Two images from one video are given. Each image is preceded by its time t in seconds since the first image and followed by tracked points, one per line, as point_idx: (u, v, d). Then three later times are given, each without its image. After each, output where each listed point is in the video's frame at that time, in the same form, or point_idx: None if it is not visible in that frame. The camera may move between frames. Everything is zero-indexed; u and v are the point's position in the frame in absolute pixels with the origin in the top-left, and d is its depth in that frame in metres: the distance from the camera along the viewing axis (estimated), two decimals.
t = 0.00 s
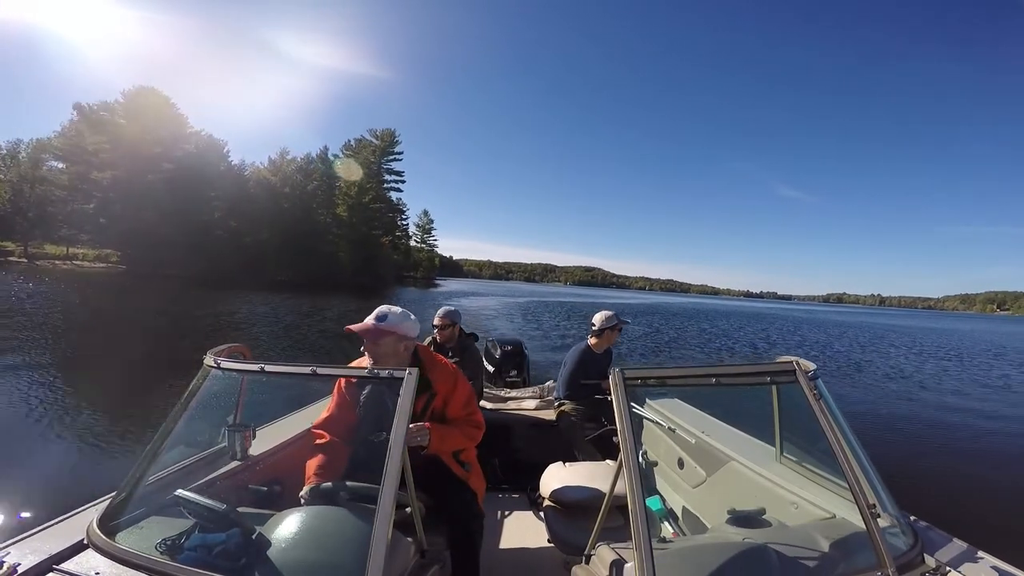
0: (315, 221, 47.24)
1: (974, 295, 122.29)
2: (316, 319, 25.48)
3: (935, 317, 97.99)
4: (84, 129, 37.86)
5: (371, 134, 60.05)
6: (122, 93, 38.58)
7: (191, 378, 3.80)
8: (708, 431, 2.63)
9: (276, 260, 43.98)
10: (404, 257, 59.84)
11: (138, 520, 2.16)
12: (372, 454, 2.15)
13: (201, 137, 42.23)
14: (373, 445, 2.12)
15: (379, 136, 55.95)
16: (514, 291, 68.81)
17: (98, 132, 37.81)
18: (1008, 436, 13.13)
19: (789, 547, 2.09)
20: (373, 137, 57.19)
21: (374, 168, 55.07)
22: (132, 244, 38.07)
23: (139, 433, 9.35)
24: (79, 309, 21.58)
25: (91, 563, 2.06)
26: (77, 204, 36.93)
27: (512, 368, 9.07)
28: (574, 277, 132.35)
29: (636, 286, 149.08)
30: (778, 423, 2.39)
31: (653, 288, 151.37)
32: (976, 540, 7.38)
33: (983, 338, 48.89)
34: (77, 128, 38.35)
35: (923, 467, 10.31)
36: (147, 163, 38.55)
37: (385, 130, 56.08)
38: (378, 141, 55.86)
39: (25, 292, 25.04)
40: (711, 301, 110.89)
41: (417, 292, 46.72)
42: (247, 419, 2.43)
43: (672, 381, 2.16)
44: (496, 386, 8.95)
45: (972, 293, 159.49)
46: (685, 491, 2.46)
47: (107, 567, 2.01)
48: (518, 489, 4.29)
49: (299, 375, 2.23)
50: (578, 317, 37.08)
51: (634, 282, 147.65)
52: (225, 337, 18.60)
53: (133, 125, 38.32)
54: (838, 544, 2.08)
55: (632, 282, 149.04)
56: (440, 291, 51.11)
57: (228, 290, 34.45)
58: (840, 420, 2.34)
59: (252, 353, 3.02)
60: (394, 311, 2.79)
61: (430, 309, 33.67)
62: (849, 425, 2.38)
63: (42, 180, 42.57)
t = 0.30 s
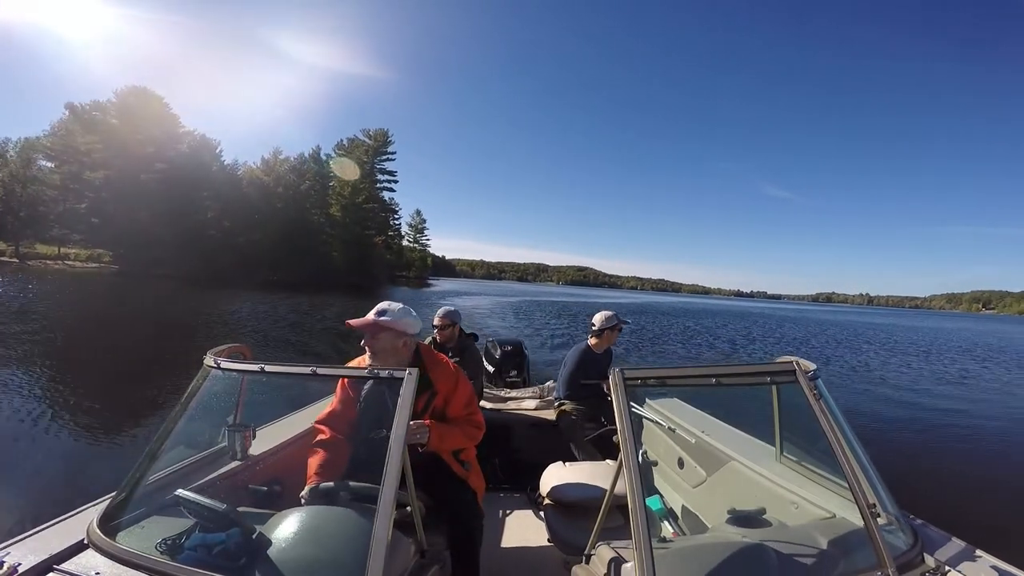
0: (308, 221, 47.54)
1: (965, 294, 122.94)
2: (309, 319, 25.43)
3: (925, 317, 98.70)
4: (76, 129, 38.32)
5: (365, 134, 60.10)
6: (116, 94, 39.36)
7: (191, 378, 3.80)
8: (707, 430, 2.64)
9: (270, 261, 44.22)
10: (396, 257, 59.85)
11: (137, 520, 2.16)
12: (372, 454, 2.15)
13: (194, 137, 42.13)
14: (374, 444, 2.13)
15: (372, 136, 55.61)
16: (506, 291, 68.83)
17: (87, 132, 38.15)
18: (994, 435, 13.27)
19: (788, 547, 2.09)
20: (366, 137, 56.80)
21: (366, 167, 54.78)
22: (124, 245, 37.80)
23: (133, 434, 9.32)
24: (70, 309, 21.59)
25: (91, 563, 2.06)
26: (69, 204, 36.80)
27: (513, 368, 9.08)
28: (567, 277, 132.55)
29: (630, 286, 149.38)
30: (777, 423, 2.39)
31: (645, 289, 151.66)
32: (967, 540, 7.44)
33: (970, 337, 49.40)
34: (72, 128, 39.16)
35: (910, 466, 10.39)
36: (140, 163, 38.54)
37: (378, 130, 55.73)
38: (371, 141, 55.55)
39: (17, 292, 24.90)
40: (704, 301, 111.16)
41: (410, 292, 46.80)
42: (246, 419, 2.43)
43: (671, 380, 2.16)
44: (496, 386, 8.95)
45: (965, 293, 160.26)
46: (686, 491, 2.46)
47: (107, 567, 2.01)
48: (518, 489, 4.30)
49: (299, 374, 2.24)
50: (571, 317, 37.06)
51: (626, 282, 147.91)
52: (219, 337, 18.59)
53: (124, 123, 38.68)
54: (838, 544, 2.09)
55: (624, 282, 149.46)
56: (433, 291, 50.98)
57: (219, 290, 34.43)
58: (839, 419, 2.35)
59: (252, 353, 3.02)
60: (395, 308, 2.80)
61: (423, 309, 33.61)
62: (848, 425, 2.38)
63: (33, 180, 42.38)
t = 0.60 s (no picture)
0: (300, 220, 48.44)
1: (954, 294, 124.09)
2: (303, 320, 25.36)
3: (912, 316, 99.79)
4: (66, 129, 37.44)
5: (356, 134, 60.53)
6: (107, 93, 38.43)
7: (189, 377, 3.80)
8: (707, 431, 2.64)
9: (263, 260, 44.83)
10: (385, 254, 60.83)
11: (138, 520, 2.16)
12: (372, 453, 2.15)
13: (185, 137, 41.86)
14: (375, 444, 2.12)
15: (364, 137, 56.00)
16: (496, 289, 69.69)
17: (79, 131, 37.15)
18: (976, 432, 13.45)
19: (789, 547, 2.09)
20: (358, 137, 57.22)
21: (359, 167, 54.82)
22: (115, 245, 37.38)
23: (126, 434, 9.33)
24: (61, 309, 21.49)
25: (92, 562, 2.06)
26: (58, 204, 36.11)
27: (513, 368, 9.10)
28: (558, 276, 132.82)
29: (621, 285, 150.06)
30: (777, 423, 2.39)
31: (637, 288, 152.11)
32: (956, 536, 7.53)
33: (952, 336, 50.20)
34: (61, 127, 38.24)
35: (895, 462, 10.51)
36: (131, 163, 38.28)
37: (369, 131, 56.09)
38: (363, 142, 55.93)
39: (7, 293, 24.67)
40: (695, 300, 111.66)
41: (402, 291, 46.99)
42: (246, 419, 2.43)
43: (672, 380, 2.16)
44: (496, 387, 8.94)
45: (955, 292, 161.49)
46: (686, 491, 2.45)
47: (107, 568, 2.01)
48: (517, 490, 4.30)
49: (299, 374, 2.23)
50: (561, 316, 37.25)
51: (617, 281, 148.39)
52: (213, 338, 18.48)
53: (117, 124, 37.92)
54: (839, 546, 2.08)
55: (614, 281, 150.09)
56: (422, 291, 51.60)
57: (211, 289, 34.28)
58: (839, 419, 2.35)
59: (252, 352, 3.02)
60: (398, 306, 2.80)
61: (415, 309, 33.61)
62: (848, 424, 2.39)
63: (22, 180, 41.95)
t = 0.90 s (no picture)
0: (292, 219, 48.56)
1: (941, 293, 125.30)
2: (295, 319, 25.32)
3: (897, 314, 101.00)
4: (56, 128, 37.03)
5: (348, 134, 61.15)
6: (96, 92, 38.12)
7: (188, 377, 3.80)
8: (707, 431, 2.64)
9: (255, 259, 44.86)
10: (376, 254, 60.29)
11: (138, 520, 2.15)
12: (372, 453, 2.14)
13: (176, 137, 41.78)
14: (377, 446, 2.11)
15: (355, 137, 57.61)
16: (485, 288, 70.08)
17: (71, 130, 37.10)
18: (958, 428, 13.66)
19: (789, 548, 2.09)
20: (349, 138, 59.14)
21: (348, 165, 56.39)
22: (105, 243, 37.08)
23: (118, 435, 9.31)
24: (50, 309, 21.37)
25: (92, 562, 2.06)
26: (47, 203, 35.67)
27: (513, 368, 9.10)
28: (549, 276, 133.16)
29: (611, 285, 150.70)
30: (777, 423, 2.39)
31: (627, 288, 152.45)
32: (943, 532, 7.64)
33: (932, 334, 51.05)
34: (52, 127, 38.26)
35: (881, 459, 10.63)
36: (121, 162, 38.20)
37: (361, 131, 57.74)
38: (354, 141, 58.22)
39: None
40: (685, 300, 112.29)
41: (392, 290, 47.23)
42: (246, 419, 2.43)
43: (672, 381, 2.16)
44: (496, 387, 8.94)
45: (944, 292, 162.72)
46: (685, 491, 2.45)
47: (107, 567, 2.01)
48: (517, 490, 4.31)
49: (298, 375, 2.23)
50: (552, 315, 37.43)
51: (606, 280, 148.98)
52: (205, 338, 18.43)
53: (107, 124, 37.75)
54: (841, 546, 2.08)
55: (604, 280, 150.64)
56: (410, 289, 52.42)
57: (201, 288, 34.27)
58: (839, 418, 2.36)
59: (252, 354, 3.01)
60: (408, 306, 2.84)
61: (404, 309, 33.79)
62: (847, 425, 2.39)
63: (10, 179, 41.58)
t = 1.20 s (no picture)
0: (284, 219, 48.77)
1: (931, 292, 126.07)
2: (287, 319, 25.22)
3: (885, 314, 101.73)
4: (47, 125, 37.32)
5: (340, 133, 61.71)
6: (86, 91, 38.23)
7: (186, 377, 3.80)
8: (708, 431, 2.62)
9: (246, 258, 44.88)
10: (367, 253, 60.54)
11: (138, 520, 2.15)
12: (370, 454, 2.13)
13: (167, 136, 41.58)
14: (376, 447, 2.11)
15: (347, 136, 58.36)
16: (477, 288, 70.19)
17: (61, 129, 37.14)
18: (942, 428, 13.80)
19: (788, 547, 2.09)
20: (341, 136, 59.35)
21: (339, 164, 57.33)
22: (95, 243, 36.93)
23: (109, 436, 9.24)
24: (39, 309, 21.09)
25: (92, 562, 2.05)
26: (37, 202, 35.60)
27: (513, 368, 9.11)
28: (540, 275, 133.45)
29: (601, 284, 151.39)
30: (778, 424, 2.39)
31: (619, 288, 153.02)
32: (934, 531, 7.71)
33: (917, 334, 51.64)
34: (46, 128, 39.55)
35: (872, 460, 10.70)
36: (112, 161, 38.01)
37: (353, 130, 59.05)
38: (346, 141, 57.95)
39: None
40: (676, 300, 112.76)
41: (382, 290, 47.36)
42: (246, 419, 2.41)
43: (672, 380, 2.16)
44: (497, 387, 8.94)
45: (935, 292, 163.49)
46: (686, 490, 2.45)
47: (106, 568, 2.01)
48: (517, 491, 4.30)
49: (298, 376, 2.23)
50: (544, 313, 37.35)
51: (597, 279, 149.21)
52: (198, 339, 18.36)
53: (97, 122, 37.53)
54: (841, 546, 2.08)
55: (595, 279, 150.89)
56: (401, 288, 52.88)
57: (190, 287, 33.91)
58: (839, 418, 2.36)
59: (251, 354, 3.01)
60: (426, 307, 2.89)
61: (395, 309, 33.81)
62: (847, 424, 2.39)
63: None
